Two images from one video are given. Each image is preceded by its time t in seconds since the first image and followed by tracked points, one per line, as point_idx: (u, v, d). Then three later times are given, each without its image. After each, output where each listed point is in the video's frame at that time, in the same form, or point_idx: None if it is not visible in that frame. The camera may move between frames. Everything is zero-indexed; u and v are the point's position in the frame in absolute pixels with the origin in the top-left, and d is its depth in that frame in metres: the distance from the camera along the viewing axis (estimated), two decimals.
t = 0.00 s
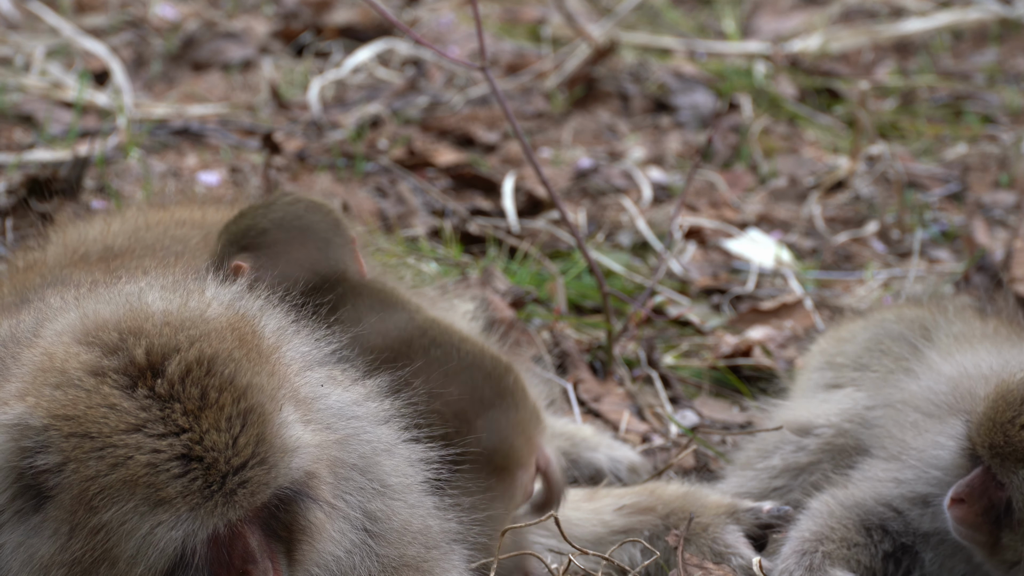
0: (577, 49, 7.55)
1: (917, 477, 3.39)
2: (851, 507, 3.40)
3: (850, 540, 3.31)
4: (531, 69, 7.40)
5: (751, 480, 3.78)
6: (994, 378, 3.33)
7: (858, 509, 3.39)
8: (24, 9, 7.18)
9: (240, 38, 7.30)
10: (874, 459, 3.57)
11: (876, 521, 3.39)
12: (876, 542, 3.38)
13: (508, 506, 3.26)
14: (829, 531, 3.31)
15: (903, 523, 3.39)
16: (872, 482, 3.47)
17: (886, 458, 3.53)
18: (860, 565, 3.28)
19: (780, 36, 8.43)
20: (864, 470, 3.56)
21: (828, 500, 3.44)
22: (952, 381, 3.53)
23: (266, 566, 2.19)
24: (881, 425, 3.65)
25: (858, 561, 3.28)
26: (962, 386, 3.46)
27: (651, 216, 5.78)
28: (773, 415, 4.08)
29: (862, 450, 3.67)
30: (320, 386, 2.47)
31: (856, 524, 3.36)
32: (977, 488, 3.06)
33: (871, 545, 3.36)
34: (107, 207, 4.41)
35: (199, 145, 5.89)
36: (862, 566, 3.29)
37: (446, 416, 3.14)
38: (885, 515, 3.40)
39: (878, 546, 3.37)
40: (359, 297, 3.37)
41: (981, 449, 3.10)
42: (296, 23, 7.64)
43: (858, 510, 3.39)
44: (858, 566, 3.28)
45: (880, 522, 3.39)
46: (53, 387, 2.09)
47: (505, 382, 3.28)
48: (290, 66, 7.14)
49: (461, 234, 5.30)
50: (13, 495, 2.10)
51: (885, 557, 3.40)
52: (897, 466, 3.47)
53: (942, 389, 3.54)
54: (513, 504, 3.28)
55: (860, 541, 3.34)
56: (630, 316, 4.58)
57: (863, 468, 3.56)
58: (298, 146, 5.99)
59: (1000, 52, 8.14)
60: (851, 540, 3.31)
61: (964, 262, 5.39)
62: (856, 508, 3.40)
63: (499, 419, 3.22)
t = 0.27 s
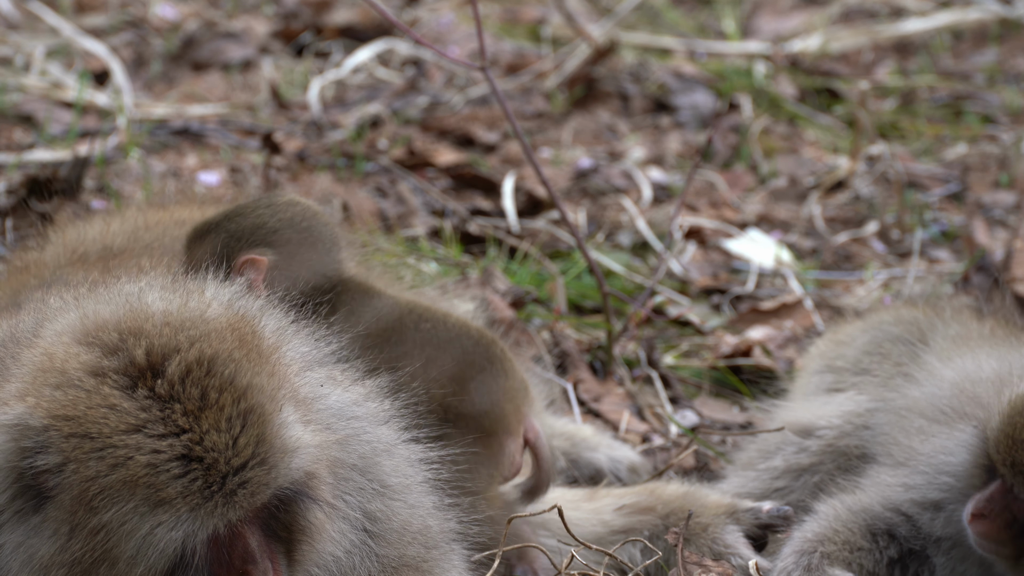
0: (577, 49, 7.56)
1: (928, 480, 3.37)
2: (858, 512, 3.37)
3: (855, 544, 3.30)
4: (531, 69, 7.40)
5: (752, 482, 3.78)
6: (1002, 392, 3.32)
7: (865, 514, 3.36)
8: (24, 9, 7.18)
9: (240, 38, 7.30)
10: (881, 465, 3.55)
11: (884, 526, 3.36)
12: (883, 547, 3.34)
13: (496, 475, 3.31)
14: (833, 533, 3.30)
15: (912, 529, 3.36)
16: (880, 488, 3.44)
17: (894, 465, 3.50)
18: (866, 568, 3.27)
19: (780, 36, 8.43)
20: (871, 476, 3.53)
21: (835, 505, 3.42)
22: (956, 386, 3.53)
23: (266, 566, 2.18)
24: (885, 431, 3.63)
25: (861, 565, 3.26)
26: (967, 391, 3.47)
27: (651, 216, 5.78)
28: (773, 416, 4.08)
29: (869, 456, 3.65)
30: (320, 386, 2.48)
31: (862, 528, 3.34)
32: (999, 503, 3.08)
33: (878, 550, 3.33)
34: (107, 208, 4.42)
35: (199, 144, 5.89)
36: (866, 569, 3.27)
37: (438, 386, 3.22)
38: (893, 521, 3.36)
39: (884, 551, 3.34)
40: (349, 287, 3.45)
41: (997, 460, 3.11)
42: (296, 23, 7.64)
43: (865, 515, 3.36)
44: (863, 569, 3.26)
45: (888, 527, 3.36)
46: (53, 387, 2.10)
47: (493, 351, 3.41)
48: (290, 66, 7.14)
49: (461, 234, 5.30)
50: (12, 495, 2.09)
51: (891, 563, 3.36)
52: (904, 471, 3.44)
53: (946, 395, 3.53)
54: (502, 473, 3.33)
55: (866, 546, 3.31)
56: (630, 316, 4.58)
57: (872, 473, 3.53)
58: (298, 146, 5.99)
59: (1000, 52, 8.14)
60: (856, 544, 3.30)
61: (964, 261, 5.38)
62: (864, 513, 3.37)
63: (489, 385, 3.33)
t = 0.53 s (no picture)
0: (577, 49, 7.56)
1: (927, 486, 3.34)
2: (862, 516, 3.35)
3: (856, 546, 3.28)
4: (531, 69, 7.40)
5: (753, 482, 3.79)
6: (1009, 411, 3.28)
7: (868, 518, 3.34)
8: (24, 9, 7.18)
9: (240, 38, 7.30)
10: (882, 467, 3.54)
11: (886, 530, 3.34)
12: (885, 550, 3.33)
13: (493, 403, 3.33)
14: (833, 536, 3.29)
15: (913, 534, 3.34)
16: (882, 493, 3.41)
17: (895, 468, 3.48)
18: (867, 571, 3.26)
19: (780, 36, 8.43)
20: (873, 480, 3.51)
21: (838, 508, 3.40)
22: (957, 391, 3.53)
23: (265, 565, 2.18)
24: (888, 433, 3.60)
25: (863, 567, 3.25)
26: (971, 395, 3.46)
27: (651, 216, 5.78)
28: (774, 417, 4.08)
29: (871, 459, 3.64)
30: (319, 386, 2.47)
31: (864, 531, 3.32)
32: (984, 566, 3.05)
33: (881, 553, 3.32)
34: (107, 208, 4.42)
35: (199, 144, 5.89)
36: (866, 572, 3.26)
37: (419, 327, 3.29)
38: (894, 524, 3.34)
39: (886, 555, 3.32)
40: (318, 262, 3.57)
41: (988, 531, 3.02)
42: (296, 23, 7.64)
43: (868, 518, 3.34)
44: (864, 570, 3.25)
45: (890, 530, 3.34)
46: (53, 387, 2.09)
47: (465, 293, 3.52)
48: (290, 66, 7.14)
49: (461, 234, 5.30)
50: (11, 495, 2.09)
51: (893, 566, 3.34)
52: (904, 474, 3.43)
53: (948, 399, 3.53)
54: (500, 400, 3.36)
55: (867, 548, 3.30)
56: (630, 316, 4.58)
57: (874, 476, 3.52)
58: (298, 146, 5.99)
59: (1000, 52, 8.13)
60: (858, 548, 3.28)
61: (964, 261, 5.38)
62: (867, 516, 3.35)
63: (470, 318, 3.40)
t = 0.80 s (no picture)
0: (577, 49, 7.56)
1: (920, 493, 3.32)
2: (859, 518, 3.36)
3: (854, 546, 3.29)
4: (531, 69, 7.40)
5: (752, 481, 3.79)
6: (1002, 418, 3.22)
7: (864, 522, 3.35)
8: (24, 9, 7.18)
9: (240, 38, 7.30)
10: (878, 471, 3.53)
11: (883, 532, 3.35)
12: (881, 552, 3.33)
13: (479, 395, 3.29)
14: (830, 537, 3.29)
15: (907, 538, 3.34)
16: (876, 494, 3.41)
17: (890, 471, 3.48)
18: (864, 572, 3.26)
19: (780, 35, 8.43)
20: (869, 483, 3.51)
21: (835, 510, 3.41)
22: (953, 395, 3.48)
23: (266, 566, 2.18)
24: (885, 436, 3.60)
25: (862, 567, 3.26)
26: (965, 399, 3.42)
27: (651, 216, 5.78)
28: (774, 417, 4.08)
29: (867, 461, 3.65)
30: (320, 386, 2.48)
31: (861, 532, 3.32)
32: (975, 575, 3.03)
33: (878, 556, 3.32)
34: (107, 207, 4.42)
35: (199, 144, 5.89)
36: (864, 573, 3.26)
37: (387, 334, 3.24)
38: (890, 528, 3.35)
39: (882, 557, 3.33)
40: (300, 264, 3.50)
41: (979, 535, 3.01)
42: (296, 23, 7.64)
43: (865, 521, 3.35)
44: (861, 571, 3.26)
45: (885, 532, 3.35)
46: (53, 387, 2.09)
47: (429, 297, 3.49)
48: (290, 66, 7.14)
49: (461, 235, 5.30)
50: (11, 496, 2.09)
51: (889, 568, 3.35)
52: (899, 477, 3.42)
53: (943, 403, 3.48)
54: (483, 391, 3.31)
55: (864, 550, 3.30)
56: (630, 316, 4.59)
57: (869, 480, 3.52)
58: (298, 146, 5.99)
59: (1000, 52, 8.13)
60: (854, 549, 3.28)
61: (964, 261, 5.38)
62: (864, 519, 3.36)
63: (435, 318, 3.34)
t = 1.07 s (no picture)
0: (577, 49, 7.56)
1: (921, 497, 3.32)
2: (860, 520, 3.36)
3: (856, 547, 3.29)
4: (531, 69, 7.40)
5: (753, 481, 3.79)
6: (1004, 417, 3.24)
7: (865, 523, 3.34)
8: (24, 9, 7.18)
9: (240, 38, 7.31)
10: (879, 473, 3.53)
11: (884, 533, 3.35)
12: (882, 555, 3.32)
13: (454, 397, 3.28)
14: (831, 537, 3.29)
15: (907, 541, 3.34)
16: (877, 497, 3.42)
17: (890, 473, 3.48)
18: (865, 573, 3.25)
19: (780, 35, 8.43)
20: (870, 485, 3.51)
21: (836, 510, 3.41)
22: (952, 397, 3.49)
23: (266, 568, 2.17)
24: (885, 437, 3.61)
25: (862, 568, 3.26)
26: (965, 400, 3.44)
27: (651, 216, 5.78)
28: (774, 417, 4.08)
29: (867, 462, 3.66)
30: (320, 387, 2.48)
31: (862, 533, 3.32)
32: None
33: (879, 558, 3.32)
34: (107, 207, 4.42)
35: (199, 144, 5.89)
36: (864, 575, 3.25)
37: (369, 325, 3.26)
38: (890, 531, 3.35)
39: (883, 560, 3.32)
40: (296, 238, 3.63)
41: (990, 537, 2.94)
42: (295, 23, 7.64)
43: (865, 523, 3.35)
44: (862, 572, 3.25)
45: (886, 534, 3.35)
46: (54, 387, 2.09)
47: (420, 289, 3.50)
48: (290, 66, 7.13)
49: (461, 234, 5.30)
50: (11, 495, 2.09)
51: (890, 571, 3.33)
52: (899, 479, 3.42)
53: (943, 406, 3.49)
54: (459, 389, 3.30)
55: (865, 551, 3.30)
56: (630, 316, 4.59)
57: (870, 483, 3.52)
58: (298, 146, 5.99)
59: (1000, 52, 8.13)
60: (856, 550, 3.28)
61: (964, 261, 5.38)
62: (865, 520, 3.36)
63: (416, 314, 3.37)
